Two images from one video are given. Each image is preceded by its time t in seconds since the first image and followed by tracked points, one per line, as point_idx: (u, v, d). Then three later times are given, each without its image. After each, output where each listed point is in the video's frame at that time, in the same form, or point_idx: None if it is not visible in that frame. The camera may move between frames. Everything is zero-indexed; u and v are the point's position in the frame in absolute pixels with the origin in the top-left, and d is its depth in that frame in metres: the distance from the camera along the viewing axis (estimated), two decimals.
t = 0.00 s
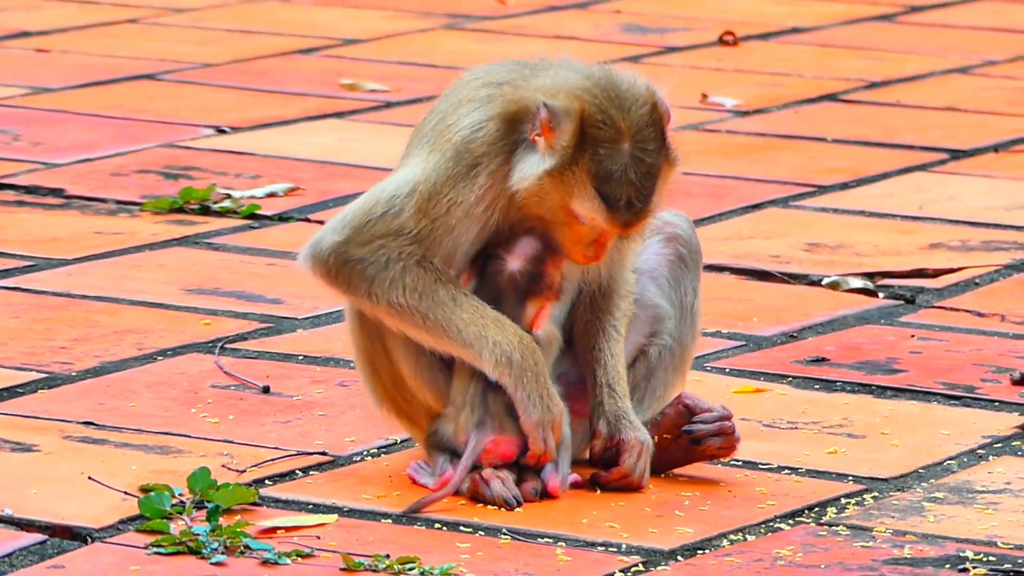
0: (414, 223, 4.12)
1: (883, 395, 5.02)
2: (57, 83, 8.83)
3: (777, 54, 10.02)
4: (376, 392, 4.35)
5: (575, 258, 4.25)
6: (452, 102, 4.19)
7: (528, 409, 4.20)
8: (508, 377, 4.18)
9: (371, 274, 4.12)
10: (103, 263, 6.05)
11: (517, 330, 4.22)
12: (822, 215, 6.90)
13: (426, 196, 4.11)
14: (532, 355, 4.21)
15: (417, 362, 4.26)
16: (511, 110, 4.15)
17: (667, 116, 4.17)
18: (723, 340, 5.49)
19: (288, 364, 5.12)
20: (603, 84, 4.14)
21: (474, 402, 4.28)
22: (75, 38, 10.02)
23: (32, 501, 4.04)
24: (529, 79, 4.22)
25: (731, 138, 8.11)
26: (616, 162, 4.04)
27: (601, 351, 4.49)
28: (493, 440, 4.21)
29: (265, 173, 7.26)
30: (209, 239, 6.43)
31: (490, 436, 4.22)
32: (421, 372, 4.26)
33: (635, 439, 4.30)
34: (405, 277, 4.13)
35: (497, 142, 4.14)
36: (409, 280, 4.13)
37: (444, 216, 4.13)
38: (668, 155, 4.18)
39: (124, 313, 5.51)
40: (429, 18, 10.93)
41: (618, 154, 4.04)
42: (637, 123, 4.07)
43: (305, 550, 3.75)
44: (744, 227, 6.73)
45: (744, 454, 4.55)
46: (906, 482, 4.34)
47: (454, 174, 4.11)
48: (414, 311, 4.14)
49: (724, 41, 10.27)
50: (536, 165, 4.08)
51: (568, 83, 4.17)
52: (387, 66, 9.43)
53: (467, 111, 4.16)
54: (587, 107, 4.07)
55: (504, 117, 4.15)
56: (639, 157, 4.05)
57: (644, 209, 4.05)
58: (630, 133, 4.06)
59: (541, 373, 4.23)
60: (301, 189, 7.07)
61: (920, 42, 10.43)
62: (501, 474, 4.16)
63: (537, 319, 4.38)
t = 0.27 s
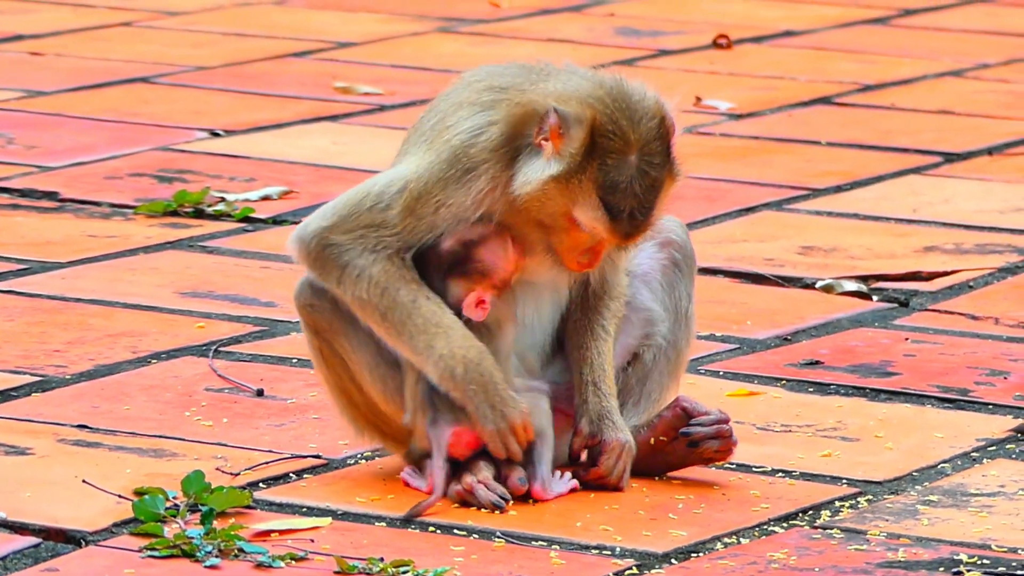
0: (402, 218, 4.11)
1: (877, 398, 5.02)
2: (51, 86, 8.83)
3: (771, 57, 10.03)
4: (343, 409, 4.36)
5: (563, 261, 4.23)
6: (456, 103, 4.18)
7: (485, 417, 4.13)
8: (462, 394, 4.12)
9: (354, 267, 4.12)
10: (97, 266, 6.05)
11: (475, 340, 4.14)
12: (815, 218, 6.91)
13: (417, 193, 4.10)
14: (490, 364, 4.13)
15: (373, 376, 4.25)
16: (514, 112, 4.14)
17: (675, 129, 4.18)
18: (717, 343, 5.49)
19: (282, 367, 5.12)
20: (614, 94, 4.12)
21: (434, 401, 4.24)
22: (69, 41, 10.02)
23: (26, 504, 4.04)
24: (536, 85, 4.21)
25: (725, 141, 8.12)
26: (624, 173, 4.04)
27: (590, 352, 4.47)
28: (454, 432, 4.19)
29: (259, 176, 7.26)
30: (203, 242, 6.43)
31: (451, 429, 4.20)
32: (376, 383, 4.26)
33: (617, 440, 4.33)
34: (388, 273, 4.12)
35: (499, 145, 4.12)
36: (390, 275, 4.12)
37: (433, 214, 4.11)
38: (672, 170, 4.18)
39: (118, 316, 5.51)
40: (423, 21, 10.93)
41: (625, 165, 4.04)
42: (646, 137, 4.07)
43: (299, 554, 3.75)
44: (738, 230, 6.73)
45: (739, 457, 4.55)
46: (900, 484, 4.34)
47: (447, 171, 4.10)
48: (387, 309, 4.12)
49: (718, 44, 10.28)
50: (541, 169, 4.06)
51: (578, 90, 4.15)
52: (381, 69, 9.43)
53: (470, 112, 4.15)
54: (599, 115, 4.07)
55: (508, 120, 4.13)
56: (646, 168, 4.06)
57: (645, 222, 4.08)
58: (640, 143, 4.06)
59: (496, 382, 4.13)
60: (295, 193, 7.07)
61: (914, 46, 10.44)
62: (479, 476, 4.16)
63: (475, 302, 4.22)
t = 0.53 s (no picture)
0: (383, 230, 4.20)
1: (869, 400, 5.02)
2: (42, 88, 8.82)
3: (762, 59, 10.03)
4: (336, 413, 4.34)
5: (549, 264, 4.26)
6: (440, 110, 4.23)
7: (450, 420, 4.16)
8: (429, 401, 4.17)
9: (336, 276, 4.20)
10: (89, 268, 6.05)
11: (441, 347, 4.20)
12: (807, 220, 6.91)
13: (399, 204, 4.18)
14: (452, 367, 4.18)
15: (363, 383, 4.23)
16: (497, 117, 4.18)
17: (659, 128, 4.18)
18: (709, 344, 5.50)
19: (273, 369, 5.12)
20: (595, 92, 4.13)
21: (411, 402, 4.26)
22: (61, 43, 10.01)
23: (17, 505, 4.04)
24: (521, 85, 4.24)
25: (717, 143, 8.12)
26: (604, 168, 4.04)
27: (583, 351, 4.51)
28: (428, 434, 4.19)
29: (251, 178, 7.26)
30: (195, 244, 6.42)
31: (426, 429, 4.20)
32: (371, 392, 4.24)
33: (614, 435, 4.34)
34: (369, 281, 4.20)
35: (481, 152, 4.16)
36: (369, 283, 4.19)
37: (414, 226, 4.18)
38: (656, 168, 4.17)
39: (109, 318, 5.51)
40: (414, 23, 10.93)
41: (605, 160, 4.04)
42: (627, 132, 4.07)
43: (290, 555, 3.75)
44: (729, 232, 6.74)
45: (730, 459, 4.55)
46: (891, 486, 4.34)
47: (427, 180, 4.16)
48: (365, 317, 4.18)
49: (710, 45, 10.29)
50: (523, 167, 4.10)
51: (560, 90, 4.17)
52: (373, 71, 9.42)
53: (452, 118, 4.20)
54: (580, 110, 4.08)
55: (489, 126, 4.17)
56: (627, 162, 4.05)
57: (627, 218, 4.05)
58: (621, 139, 4.06)
59: (460, 386, 4.17)
60: (286, 195, 7.07)
61: (906, 47, 10.45)
62: (460, 476, 4.15)
63: (522, 319, 4.29)
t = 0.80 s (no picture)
0: (373, 232, 4.23)
1: (860, 401, 5.02)
2: (33, 89, 8.81)
3: (753, 60, 10.04)
4: (332, 416, 4.36)
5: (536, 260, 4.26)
6: (430, 110, 4.29)
7: (416, 415, 4.13)
8: (394, 397, 4.14)
9: (326, 276, 4.23)
10: (80, 269, 6.04)
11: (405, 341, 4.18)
12: (798, 221, 6.91)
13: (387, 206, 4.22)
14: (411, 360, 4.15)
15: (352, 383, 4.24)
16: (486, 115, 4.24)
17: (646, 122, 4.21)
18: (700, 345, 5.50)
19: (265, 370, 5.12)
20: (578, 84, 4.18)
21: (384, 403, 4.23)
22: (51, 44, 10.00)
23: (9, 507, 4.03)
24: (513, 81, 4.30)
25: (708, 144, 8.12)
26: (583, 155, 4.08)
27: (590, 350, 4.47)
28: (403, 437, 4.15)
29: (241, 178, 7.25)
30: (186, 244, 6.42)
31: (401, 431, 4.16)
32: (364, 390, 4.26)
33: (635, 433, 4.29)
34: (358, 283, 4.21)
35: (468, 150, 4.20)
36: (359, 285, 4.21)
37: (402, 228, 4.21)
38: (639, 160, 4.20)
39: (100, 319, 5.51)
40: (405, 23, 10.93)
41: (584, 146, 4.09)
42: (608, 120, 4.11)
43: (282, 556, 3.75)
44: (720, 232, 6.74)
45: (722, 459, 4.55)
46: (883, 487, 4.35)
47: (415, 182, 4.20)
48: (350, 314, 4.19)
49: (700, 46, 10.29)
50: (504, 155, 4.14)
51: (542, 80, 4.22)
52: (364, 71, 9.42)
53: (442, 118, 4.26)
54: (563, 97, 4.13)
55: (476, 123, 4.22)
56: (607, 149, 4.09)
57: (606, 204, 4.08)
58: (601, 126, 4.10)
59: (421, 378, 4.14)
60: (277, 195, 7.06)
61: (897, 48, 10.45)
62: (447, 476, 4.15)
63: (477, 316, 4.24)
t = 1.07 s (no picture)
0: (349, 238, 4.29)
1: (855, 401, 5.03)
2: (28, 89, 8.81)
3: (748, 60, 10.04)
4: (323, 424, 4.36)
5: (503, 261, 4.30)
6: (405, 111, 4.34)
7: (395, 419, 4.15)
8: (372, 399, 4.16)
9: (303, 276, 4.29)
10: (75, 269, 6.04)
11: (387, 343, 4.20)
12: (792, 221, 6.92)
13: (362, 209, 4.28)
14: (393, 364, 4.16)
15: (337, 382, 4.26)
16: (455, 117, 4.27)
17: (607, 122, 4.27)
18: (695, 345, 5.50)
19: (259, 370, 5.12)
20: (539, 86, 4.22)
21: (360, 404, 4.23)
22: (46, 44, 10.00)
23: (2, 507, 4.03)
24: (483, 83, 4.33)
25: (702, 144, 8.12)
26: (541, 159, 4.11)
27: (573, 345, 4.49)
28: (384, 440, 4.16)
29: (236, 179, 7.25)
30: (180, 245, 6.42)
31: (381, 434, 4.17)
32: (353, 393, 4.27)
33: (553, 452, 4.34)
34: (335, 283, 4.25)
35: (436, 151, 4.24)
36: (337, 285, 4.24)
37: (376, 233, 4.26)
38: (601, 163, 4.24)
39: (94, 319, 5.50)
40: (400, 24, 10.93)
41: (542, 150, 4.12)
42: (566, 124, 4.14)
43: (276, 556, 3.75)
44: (715, 233, 6.74)
45: (716, 460, 4.55)
46: (877, 487, 4.35)
47: (387, 181, 4.25)
48: (329, 319, 4.22)
49: (696, 46, 10.29)
50: (465, 157, 4.17)
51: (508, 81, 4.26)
52: (359, 72, 9.42)
53: (416, 118, 4.31)
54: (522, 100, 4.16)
55: (446, 124, 4.27)
56: (564, 152, 4.12)
57: (564, 209, 4.12)
58: (560, 129, 4.13)
59: (403, 382, 4.16)
60: (272, 196, 7.06)
61: (892, 48, 10.46)
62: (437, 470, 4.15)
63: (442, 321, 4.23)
